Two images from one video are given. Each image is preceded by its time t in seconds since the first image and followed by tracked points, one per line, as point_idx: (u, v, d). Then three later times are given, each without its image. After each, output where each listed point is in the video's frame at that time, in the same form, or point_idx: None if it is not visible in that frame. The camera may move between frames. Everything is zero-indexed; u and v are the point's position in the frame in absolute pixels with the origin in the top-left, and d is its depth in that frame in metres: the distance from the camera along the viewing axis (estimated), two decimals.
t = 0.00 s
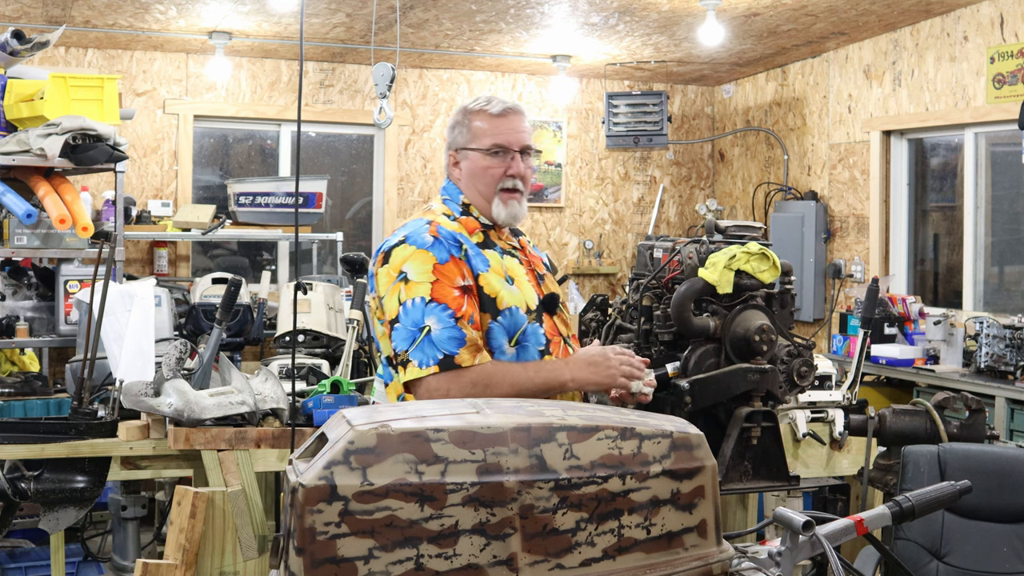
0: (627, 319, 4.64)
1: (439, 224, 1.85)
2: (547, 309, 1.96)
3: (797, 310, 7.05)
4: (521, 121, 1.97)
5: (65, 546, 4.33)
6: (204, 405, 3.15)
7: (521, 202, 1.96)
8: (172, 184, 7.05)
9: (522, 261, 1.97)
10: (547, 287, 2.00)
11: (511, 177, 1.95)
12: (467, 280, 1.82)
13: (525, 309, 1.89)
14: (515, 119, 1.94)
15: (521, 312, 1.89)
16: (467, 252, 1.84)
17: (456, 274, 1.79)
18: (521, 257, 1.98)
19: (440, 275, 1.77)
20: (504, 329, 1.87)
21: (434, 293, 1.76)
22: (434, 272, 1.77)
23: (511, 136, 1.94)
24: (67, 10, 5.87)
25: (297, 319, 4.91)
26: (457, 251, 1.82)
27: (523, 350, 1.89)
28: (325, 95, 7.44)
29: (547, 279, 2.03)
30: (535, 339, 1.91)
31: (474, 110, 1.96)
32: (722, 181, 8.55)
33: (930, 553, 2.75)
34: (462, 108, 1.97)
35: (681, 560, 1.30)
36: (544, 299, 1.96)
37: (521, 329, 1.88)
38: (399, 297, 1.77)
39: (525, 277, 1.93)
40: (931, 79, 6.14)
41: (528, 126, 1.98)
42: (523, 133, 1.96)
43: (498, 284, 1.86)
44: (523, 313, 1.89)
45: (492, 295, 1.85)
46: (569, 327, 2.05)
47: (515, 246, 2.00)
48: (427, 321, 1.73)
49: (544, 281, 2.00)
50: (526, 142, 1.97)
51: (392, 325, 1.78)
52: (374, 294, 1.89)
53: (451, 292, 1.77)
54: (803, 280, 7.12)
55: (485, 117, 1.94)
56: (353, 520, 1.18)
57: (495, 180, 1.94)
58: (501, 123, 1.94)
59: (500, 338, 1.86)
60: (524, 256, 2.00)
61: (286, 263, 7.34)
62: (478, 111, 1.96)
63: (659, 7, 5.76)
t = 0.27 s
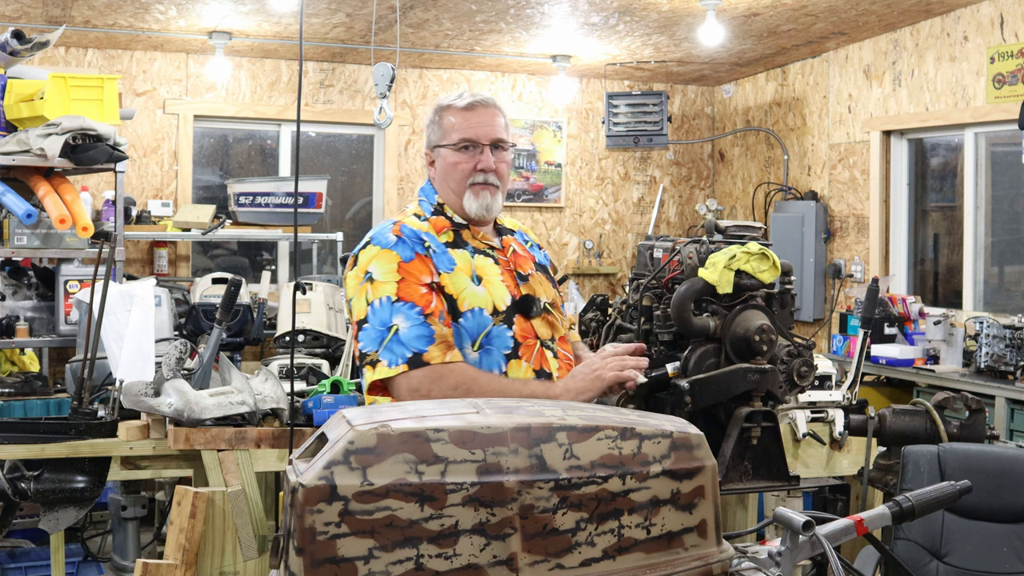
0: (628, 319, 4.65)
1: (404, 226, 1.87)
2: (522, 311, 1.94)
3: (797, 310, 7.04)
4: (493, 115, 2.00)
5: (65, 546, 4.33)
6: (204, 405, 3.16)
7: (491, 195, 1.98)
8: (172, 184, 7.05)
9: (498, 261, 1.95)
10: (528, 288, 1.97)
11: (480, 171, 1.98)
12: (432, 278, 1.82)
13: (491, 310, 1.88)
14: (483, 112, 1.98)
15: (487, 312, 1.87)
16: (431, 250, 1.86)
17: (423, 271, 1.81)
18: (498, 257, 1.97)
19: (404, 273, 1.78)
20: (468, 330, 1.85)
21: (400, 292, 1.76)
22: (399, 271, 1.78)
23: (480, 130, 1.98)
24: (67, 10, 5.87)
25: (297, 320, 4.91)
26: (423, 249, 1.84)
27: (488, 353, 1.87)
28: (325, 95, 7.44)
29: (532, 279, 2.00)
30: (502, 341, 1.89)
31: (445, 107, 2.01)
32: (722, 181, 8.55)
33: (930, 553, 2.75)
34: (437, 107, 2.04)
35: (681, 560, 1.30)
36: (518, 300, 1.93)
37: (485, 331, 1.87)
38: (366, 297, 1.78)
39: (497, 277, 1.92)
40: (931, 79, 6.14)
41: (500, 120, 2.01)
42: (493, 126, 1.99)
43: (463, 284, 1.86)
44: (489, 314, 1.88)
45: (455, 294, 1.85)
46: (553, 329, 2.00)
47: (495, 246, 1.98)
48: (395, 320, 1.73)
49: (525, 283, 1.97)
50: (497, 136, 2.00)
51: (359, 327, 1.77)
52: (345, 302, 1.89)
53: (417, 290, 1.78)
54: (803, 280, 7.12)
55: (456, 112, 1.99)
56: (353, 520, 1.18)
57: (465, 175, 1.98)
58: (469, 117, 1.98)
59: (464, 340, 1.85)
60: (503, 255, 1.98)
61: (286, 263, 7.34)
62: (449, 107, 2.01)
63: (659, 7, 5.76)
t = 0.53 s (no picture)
0: (628, 319, 4.65)
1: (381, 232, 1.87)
2: (497, 321, 1.86)
3: (797, 310, 7.04)
4: (481, 106, 1.94)
5: (65, 546, 4.33)
6: (204, 405, 3.16)
7: (482, 189, 1.92)
8: (172, 184, 7.05)
9: (480, 267, 1.89)
10: (512, 296, 1.88)
11: (469, 165, 1.92)
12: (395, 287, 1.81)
13: (454, 320, 1.83)
14: (469, 104, 1.92)
15: (450, 323, 1.83)
16: (400, 258, 1.84)
17: (382, 281, 1.80)
18: (483, 262, 1.90)
19: (363, 282, 1.78)
20: (426, 342, 1.82)
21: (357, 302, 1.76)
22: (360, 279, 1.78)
23: (466, 122, 1.92)
24: (67, 10, 5.87)
25: (297, 320, 4.91)
26: (388, 257, 1.83)
27: (449, 365, 1.82)
28: (325, 95, 7.44)
29: (522, 286, 1.90)
30: (466, 353, 1.83)
31: (433, 101, 1.95)
32: (722, 180, 8.55)
33: (930, 553, 2.75)
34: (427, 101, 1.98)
35: (681, 560, 1.30)
36: (493, 309, 1.86)
37: (446, 342, 1.82)
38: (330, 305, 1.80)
39: (471, 284, 1.86)
40: (931, 79, 6.14)
41: (488, 111, 1.94)
42: (481, 118, 1.93)
43: (428, 293, 1.83)
44: (452, 325, 1.83)
45: (417, 305, 1.82)
46: (539, 340, 1.90)
47: (483, 249, 1.91)
48: (347, 331, 1.74)
49: (511, 290, 1.89)
50: (486, 126, 1.93)
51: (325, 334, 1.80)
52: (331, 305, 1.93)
53: (373, 300, 1.77)
54: (803, 280, 7.12)
55: (443, 106, 1.93)
56: (353, 520, 1.18)
57: (453, 171, 1.93)
58: (457, 110, 1.93)
59: (424, 351, 1.82)
60: (492, 260, 1.91)
61: (286, 263, 7.34)
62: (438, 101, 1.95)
63: (659, 7, 5.75)
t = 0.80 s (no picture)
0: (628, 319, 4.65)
1: (382, 235, 1.93)
2: (482, 330, 1.87)
3: (798, 310, 7.04)
4: (491, 107, 1.90)
5: (65, 546, 4.32)
6: (204, 405, 3.16)
7: (489, 193, 1.91)
8: (172, 184, 7.05)
9: (475, 273, 1.91)
10: (503, 305, 1.89)
11: (476, 168, 1.90)
12: (381, 291, 1.88)
13: (435, 327, 1.86)
14: (479, 105, 1.88)
15: (431, 330, 1.86)
16: (391, 262, 1.90)
17: (367, 285, 1.86)
18: (479, 269, 1.91)
19: (350, 286, 1.86)
20: (406, 348, 1.87)
21: (341, 304, 1.84)
22: (348, 283, 1.86)
23: (475, 125, 1.89)
24: (67, 10, 5.87)
25: (297, 320, 4.91)
26: (378, 261, 1.89)
27: (428, 372, 1.86)
28: (325, 95, 7.44)
29: (519, 295, 1.91)
30: (445, 361, 1.86)
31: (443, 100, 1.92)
32: (722, 181, 8.55)
33: (930, 553, 2.75)
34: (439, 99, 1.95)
35: (681, 560, 1.30)
36: (481, 317, 1.88)
37: (425, 349, 1.86)
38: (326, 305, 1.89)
39: (461, 291, 1.88)
40: (931, 79, 6.14)
41: (499, 111, 1.90)
42: (491, 120, 1.89)
43: (412, 299, 1.88)
44: (432, 332, 1.86)
45: (401, 310, 1.87)
46: (530, 352, 1.89)
47: (482, 255, 1.92)
48: (329, 333, 1.83)
49: (504, 298, 1.90)
50: (496, 128, 1.90)
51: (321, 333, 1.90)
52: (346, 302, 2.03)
53: (356, 304, 1.84)
54: (803, 280, 7.12)
55: (454, 106, 1.90)
56: (354, 520, 1.18)
57: (461, 173, 1.91)
58: (466, 110, 1.89)
59: (406, 357, 1.87)
60: (490, 266, 1.92)
61: (286, 263, 7.33)
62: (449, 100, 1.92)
63: (659, 7, 5.76)
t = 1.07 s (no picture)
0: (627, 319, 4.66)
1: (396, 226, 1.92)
2: (474, 331, 1.84)
3: (798, 310, 7.04)
4: (493, 106, 1.86)
5: (65, 546, 4.32)
6: (204, 405, 3.16)
7: (487, 193, 1.87)
8: (172, 184, 7.05)
9: (477, 272, 1.88)
10: (500, 307, 1.86)
11: (474, 168, 1.87)
12: (381, 282, 1.88)
13: (425, 323, 1.84)
14: (477, 103, 1.85)
15: (420, 325, 1.84)
16: (396, 253, 1.89)
17: (368, 275, 1.87)
18: (483, 267, 1.88)
19: (353, 274, 1.87)
20: (396, 342, 1.86)
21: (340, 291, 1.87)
22: (352, 270, 1.88)
23: (475, 123, 1.86)
24: (67, 10, 5.87)
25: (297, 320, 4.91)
26: (382, 252, 1.89)
27: (414, 368, 1.84)
28: (325, 95, 7.44)
29: (520, 297, 1.87)
30: (430, 359, 1.83)
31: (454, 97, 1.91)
32: (722, 181, 8.55)
33: (930, 553, 2.75)
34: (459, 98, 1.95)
35: (681, 560, 1.30)
36: (473, 317, 1.85)
37: (412, 344, 1.84)
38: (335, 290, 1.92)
39: (458, 289, 1.86)
40: (931, 79, 6.14)
41: (501, 110, 1.86)
42: (490, 119, 1.85)
43: (407, 293, 1.87)
44: (421, 327, 1.84)
45: (395, 303, 1.87)
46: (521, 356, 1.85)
47: (487, 253, 1.89)
48: (325, 319, 1.85)
49: (502, 299, 1.86)
50: (494, 128, 1.85)
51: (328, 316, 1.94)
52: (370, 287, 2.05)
53: (355, 291, 1.86)
54: (803, 280, 7.12)
55: (460, 102, 1.88)
56: (354, 520, 1.18)
57: (461, 172, 1.89)
58: (467, 109, 1.87)
59: (397, 351, 1.86)
60: (493, 266, 1.88)
61: (286, 263, 7.33)
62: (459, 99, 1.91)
63: (659, 7, 5.75)
